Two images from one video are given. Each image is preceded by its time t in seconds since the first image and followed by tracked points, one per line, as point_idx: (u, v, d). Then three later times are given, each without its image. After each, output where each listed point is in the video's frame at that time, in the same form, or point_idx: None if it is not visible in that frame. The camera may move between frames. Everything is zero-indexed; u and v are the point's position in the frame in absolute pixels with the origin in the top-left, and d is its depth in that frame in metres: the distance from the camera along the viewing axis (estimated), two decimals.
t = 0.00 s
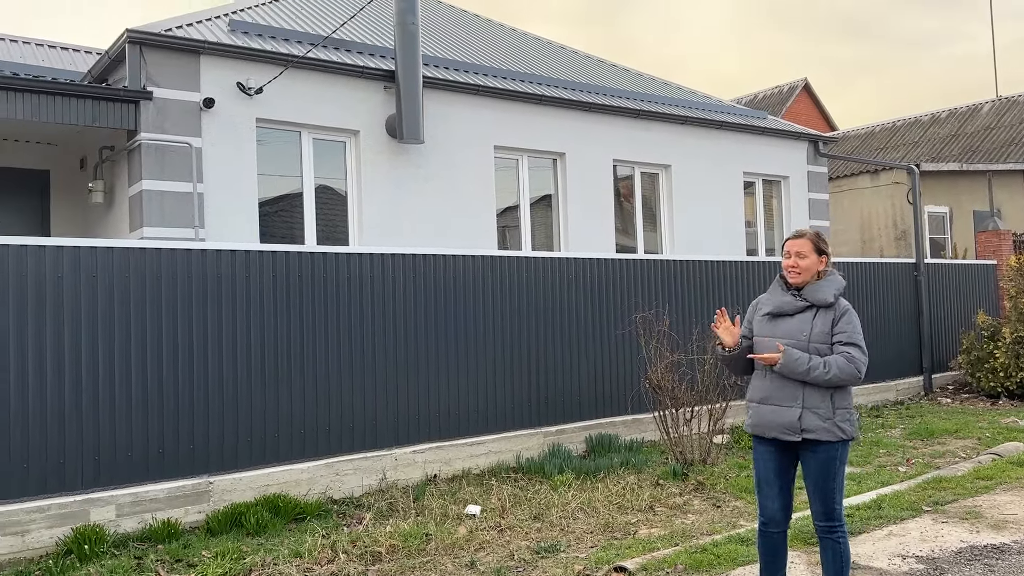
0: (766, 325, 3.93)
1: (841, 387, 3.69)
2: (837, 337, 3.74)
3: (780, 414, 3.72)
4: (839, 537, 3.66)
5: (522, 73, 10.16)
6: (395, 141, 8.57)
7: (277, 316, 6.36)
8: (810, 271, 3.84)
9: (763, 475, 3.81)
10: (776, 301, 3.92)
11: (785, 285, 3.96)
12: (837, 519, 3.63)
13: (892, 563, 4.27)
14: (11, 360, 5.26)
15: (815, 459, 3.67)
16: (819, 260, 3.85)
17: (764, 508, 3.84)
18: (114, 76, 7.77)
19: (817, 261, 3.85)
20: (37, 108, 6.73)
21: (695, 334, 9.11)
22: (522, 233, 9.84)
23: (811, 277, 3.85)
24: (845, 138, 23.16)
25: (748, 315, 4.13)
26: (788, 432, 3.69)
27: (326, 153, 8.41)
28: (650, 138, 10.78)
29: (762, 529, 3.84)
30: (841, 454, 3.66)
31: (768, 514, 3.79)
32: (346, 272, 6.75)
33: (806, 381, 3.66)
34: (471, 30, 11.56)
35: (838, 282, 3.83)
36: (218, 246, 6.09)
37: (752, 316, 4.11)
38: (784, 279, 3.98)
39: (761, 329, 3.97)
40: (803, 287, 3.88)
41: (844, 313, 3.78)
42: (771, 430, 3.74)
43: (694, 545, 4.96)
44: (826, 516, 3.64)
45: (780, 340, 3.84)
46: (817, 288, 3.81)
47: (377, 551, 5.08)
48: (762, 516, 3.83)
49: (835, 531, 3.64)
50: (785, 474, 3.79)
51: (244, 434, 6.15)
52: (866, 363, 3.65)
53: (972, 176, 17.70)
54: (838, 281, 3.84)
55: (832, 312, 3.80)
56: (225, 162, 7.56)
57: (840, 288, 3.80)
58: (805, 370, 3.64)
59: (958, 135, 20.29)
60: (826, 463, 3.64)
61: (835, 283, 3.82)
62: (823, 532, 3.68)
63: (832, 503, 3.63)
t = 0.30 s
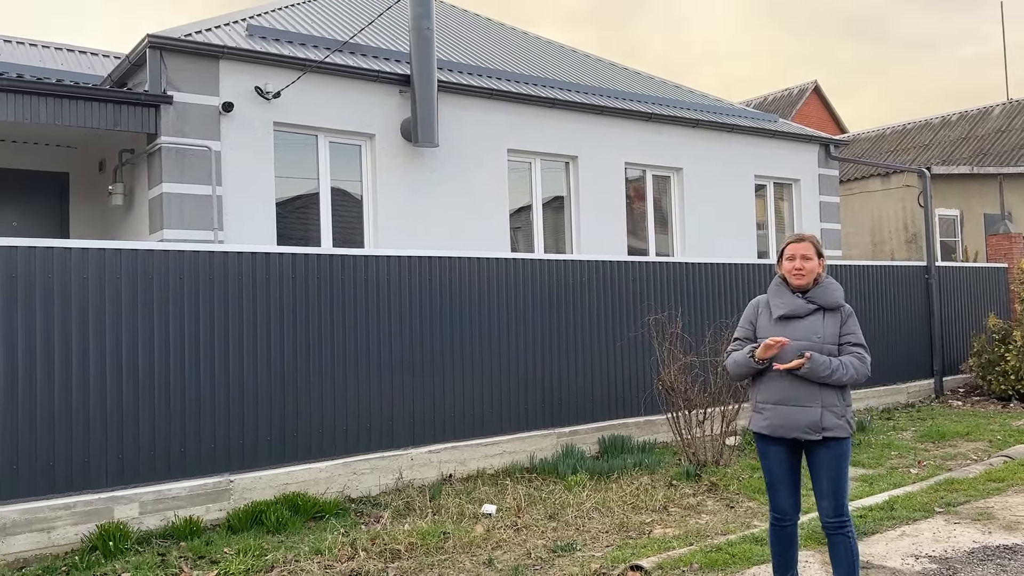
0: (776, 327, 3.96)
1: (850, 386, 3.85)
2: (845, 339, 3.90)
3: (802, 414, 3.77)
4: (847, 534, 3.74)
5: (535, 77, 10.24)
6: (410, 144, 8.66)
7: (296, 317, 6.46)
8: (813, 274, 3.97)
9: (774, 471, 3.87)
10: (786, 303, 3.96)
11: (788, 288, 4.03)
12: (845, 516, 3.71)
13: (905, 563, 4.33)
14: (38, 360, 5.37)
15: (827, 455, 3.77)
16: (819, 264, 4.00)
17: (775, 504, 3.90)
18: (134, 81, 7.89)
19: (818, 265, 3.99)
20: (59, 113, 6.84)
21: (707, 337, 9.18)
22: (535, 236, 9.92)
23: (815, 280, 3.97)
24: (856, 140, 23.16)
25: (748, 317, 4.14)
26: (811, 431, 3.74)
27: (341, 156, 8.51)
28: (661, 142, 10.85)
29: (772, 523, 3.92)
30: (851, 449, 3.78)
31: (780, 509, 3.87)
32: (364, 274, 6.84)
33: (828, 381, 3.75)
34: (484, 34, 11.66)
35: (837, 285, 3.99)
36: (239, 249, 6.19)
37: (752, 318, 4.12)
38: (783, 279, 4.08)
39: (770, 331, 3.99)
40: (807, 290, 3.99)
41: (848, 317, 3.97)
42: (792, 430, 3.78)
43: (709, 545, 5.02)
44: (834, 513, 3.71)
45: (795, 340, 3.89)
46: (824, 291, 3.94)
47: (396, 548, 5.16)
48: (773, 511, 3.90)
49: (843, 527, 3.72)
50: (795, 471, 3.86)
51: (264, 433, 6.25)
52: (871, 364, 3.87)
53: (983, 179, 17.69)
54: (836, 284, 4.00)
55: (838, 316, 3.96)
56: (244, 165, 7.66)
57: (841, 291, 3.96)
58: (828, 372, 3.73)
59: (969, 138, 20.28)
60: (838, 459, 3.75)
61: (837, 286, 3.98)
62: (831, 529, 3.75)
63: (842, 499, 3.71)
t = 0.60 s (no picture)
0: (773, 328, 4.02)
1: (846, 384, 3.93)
2: (839, 338, 3.98)
3: (803, 413, 3.83)
4: (849, 528, 3.79)
5: (544, 79, 10.31)
6: (421, 146, 8.74)
7: (309, 317, 6.54)
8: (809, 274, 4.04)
9: (776, 466, 3.94)
10: (783, 305, 4.01)
11: (784, 290, 4.08)
12: (847, 510, 3.76)
13: (914, 561, 4.39)
14: (58, 359, 5.45)
15: (827, 450, 3.82)
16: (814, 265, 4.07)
17: (778, 499, 3.97)
18: (149, 82, 7.98)
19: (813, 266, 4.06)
20: (77, 114, 6.93)
21: (715, 338, 9.23)
22: (544, 236, 9.99)
23: (809, 281, 4.05)
24: (863, 142, 23.17)
25: (744, 319, 4.18)
26: (812, 429, 3.81)
27: (353, 157, 8.60)
28: (670, 143, 10.91)
29: (776, 517, 3.98)
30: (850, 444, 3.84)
31: (782, 503, 3.94)
32: (376, 274, 6.92)
33: (827, 380, 3.82)
34: (493, 36, 11.73)
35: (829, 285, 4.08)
36: (255, 249, 6.27)
37: (748, 320, 4.17)
38: (777, 280, 4.14)
39: (768, 332, 4.04)
40: (802, 291, 4.06)
41: (841, 317, 4.05)
42: (794, 429, 3.84)
43: (719, 543, 5.08)
44: (835, 508, 3.76)
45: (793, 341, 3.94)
46: (819, 292, 4.02)
47: (410, 544, 5.24)
48: (776, 505, 3.97)
49: (845, 521, 3.77)
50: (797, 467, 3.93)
51: (278, 431, 6.32)
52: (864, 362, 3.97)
53: (991, 182, 17.70)
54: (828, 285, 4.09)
55: (832, 316, 4.04)
56: (257, 166, 7.75)
57: (835, 291, 4.05)
58: (828, 371, 3.80)
59: (977, 140, 20.28)
60: (837, 453, 3.81)
61: (830, 287, 4.06)
62: (833, 523, 3.80)
63: (843, 493, 3.76)
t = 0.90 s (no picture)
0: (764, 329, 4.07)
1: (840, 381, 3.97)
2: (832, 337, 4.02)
3: (796, 411, 3.88)
4: (847, 524, 3.84)
5: (548, 80, 10.36)
6: (427, 146, 8.80)
7: (316, 315, 6.60)
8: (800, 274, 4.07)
9: (774, 464, 3.99)
10: (774, 306, 4.07)
11: (775, 291, 4.14)
12: (845, 507, 3.80)
13: (916, 559, 4.44)
14: (70, 356, 5.52)
15: (823, 446, 3.87)
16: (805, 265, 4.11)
17: (778, 496, 4.02)
18: (158, 82, 8.04)
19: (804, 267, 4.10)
20: (87, 114, 6.99)
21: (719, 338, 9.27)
22: (549, 237, 10.04)
23: (801, 281, 4.08)
24: (867, 143, 23.20)
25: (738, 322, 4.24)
26: (806, 426, 3.86)
27: (360, 157, 8.66)
28: (674, 144, 10.95)
29: (777, 515, 4.03)
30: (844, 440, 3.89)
31: (783, 501, 3.99)
32: (383, 273, 6.98)
33: (818, 377, 3.88)
34: (498, 36, 11.78)
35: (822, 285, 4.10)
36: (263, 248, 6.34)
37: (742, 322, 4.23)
38: (770, 282, 4.19)
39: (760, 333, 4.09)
40: (793, 292, 4.10)
41: (833, 315, 4.09)
42: (788, 427, 3.90)
43: (723, 541, 5.14)
44: (834, 504, 3.81)
45: (785, 341, 3.99)
46: (809, 291, 4.05)
47: (417, 540, 5.30)
48: (776, 503, 4.02)
49: (843, 518, 3.81)
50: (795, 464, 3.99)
51: (286, 428, 6.39)
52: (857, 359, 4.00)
53: (995, 183, 17.73)
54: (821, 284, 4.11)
55: (823, 314, 4.08)
56: (265, 166, 7.81)
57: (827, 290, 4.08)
58: (818, 368, 3.86)
59: (980, 142, 20.30)
60: (833, 450, 3.86)
61: (822, 286, 4.09)
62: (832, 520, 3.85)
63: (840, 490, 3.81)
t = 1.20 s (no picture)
0: (760, 328, 4.13)
1: (835, 379, 3.98)
2: (827, 334, 4.03)
3: (788, 408, 3.92)
4: (833, 521, 3.82)
5: (551, 78, 10.39)
6: (429, 144, 8.83)
7: (320, 313, 6.64)
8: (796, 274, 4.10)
9: (769, 460, 4.03)
10: (769, 306, 4.13)
11: (772, 292, 4.19)
12: (829, 503, 3.79)
13: (915, 556, 4.47)
14: (75, 352, 5.56)
15: (813, 442, 3.88)
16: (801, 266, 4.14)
17: (775, 493, 4.06)
18: (161, 80, 8.07)
19: (800, 267, 4.13)
20: (91, 111, 7.02)
21: (719, 336, 9.30)
22: (551, 234, 10.06)
23: (797, 280, 4.10)
24: (868, 142, 23.22)
25: (737, 323, 4.32)
26: (797, 423, 3.89)
27: (363, 155, 8.69)
28: (676, 143, 10.98)
29: (774, 511, 4.07)
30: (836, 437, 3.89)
31: (779, 497, 4.03)
32: (386, 270, 7.01)
33: (809, 375, 3.91)
34: (500, 35, 11.80)
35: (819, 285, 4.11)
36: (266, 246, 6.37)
37: (740, 323, 4.30)
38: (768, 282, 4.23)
39: (756, 333, 4.15)
40: (789, 291, 4.13)
41: (829, 313, 4.10)
42: (780, 424, 3.94)
43: (723, 537, 5.17)
44: (818, 500, 3.80)
45: (778, 340, 4.04)
46: (804, 291, 4.08)
47: (419, 536, 5.34)
48: (773, 499, 4.06)
49: (828, 514, 3.80)
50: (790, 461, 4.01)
51: (288, 423, 6.42)
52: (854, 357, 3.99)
53: (995, 183, 17.75)
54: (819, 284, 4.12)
55: (819, 313, 4.10)
56: (268, 163, 7.84)
57: (823, 290, 4.09)
58: (808, 365, 3.89)
59: (981, 141, 20.32)
60: (823, 445, 3.86)
61: (819, 286, 4.10)
62: (817, 516, 3.84)
63: (826, 486, 3.80)
